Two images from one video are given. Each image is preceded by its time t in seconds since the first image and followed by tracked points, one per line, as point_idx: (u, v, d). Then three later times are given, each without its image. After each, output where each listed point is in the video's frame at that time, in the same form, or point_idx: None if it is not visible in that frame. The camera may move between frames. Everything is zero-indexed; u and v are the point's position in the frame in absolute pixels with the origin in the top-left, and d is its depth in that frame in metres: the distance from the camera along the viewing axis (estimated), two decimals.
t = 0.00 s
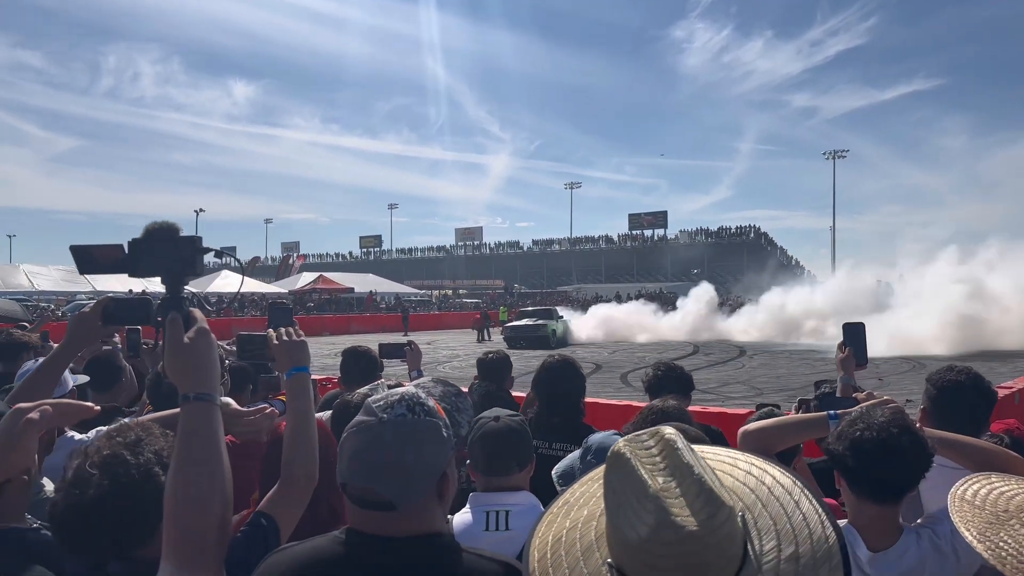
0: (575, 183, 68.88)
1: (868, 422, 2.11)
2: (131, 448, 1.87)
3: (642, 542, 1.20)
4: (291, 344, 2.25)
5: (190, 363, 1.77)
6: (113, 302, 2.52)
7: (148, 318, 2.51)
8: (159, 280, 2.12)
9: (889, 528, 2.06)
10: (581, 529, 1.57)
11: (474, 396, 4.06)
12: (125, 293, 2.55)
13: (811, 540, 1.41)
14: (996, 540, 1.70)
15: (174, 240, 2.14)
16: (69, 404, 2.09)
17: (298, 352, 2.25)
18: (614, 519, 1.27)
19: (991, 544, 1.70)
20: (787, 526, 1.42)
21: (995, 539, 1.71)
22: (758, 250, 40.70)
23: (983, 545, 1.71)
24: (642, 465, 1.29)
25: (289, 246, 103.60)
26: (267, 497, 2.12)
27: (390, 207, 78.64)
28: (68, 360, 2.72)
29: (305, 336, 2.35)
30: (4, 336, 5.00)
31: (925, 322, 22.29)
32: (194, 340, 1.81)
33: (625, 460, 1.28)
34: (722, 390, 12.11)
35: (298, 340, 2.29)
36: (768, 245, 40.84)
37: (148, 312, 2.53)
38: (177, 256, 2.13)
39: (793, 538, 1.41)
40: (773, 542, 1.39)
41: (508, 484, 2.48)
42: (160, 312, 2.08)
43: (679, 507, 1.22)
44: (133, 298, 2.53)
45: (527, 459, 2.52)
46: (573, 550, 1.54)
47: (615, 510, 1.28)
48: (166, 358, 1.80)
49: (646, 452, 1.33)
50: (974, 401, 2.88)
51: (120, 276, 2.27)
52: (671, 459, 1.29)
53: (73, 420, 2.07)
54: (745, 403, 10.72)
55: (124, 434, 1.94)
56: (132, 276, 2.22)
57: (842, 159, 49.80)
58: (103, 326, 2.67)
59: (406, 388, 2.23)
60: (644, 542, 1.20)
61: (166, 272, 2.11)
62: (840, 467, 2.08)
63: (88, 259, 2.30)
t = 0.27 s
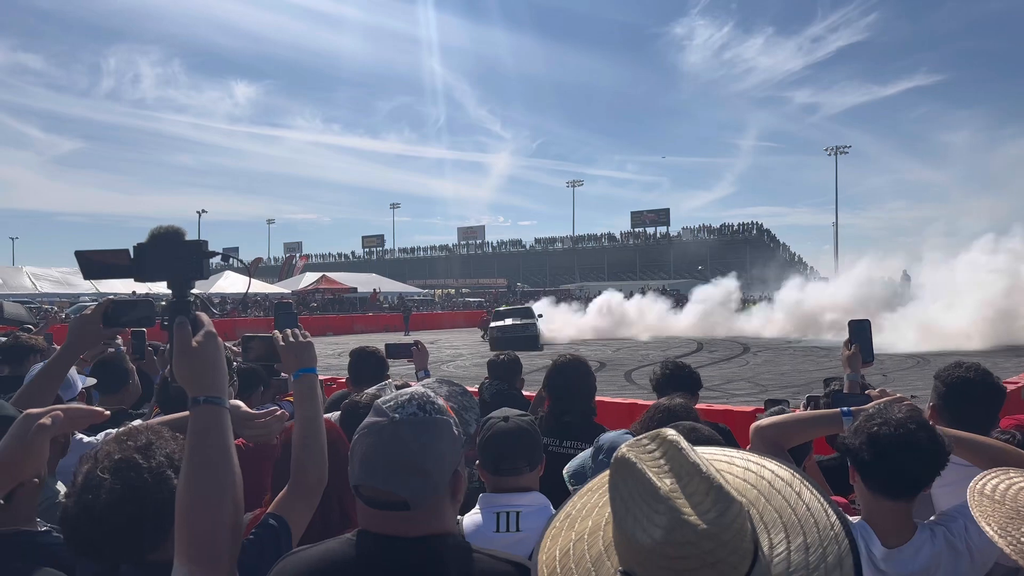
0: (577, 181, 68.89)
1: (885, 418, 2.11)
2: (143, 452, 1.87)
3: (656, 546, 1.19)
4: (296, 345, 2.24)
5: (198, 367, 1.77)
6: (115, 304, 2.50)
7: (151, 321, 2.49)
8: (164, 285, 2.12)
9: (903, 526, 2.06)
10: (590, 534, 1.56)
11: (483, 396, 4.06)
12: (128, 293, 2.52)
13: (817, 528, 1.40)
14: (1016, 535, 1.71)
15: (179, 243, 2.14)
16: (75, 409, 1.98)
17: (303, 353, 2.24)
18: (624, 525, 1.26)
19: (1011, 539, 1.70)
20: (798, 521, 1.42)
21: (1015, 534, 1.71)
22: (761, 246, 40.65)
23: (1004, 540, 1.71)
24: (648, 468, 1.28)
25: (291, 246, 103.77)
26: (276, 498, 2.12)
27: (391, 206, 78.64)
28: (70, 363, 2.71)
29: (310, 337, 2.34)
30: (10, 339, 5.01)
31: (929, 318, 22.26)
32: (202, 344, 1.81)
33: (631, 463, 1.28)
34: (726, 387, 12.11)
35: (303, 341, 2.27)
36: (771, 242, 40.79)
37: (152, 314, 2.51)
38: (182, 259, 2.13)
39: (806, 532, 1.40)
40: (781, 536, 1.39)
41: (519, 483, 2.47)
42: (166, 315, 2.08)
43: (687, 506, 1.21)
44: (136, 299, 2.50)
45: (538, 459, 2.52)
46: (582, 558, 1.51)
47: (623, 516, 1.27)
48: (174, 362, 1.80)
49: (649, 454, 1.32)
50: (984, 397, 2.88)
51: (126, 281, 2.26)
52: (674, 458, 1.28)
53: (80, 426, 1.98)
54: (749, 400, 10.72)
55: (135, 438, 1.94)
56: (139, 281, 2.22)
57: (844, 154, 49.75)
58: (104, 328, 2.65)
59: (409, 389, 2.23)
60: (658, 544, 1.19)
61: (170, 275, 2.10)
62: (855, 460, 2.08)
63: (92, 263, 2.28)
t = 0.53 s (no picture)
0: (578, 180, 68.83)
1: (899, 414, 2.12)
2: (159, 452, 1.86)
3: (674, 541, 1.18)
4: (306, 344, 2.23)
5: (210, 367, 1.76)
6: (122, 306, 2.50)
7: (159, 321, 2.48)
8: (173, 286, 2.11)
9: (917, 520, 2.06)
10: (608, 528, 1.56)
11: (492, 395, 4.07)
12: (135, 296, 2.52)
13: (832, 520, 1.41)
14: None
15: (188, 244, 2.13)
16: (89, 409, 2.03)
17: (314, 352, 2.23)
18: (641, 520, 1.25)
19: None
20: (816, 516, 1.42)
21: None
22: (763, 245, 40.60)
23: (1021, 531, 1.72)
24: (664, 462, 1.27)
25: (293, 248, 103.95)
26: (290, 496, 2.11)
27: (392, 207, 78.60)
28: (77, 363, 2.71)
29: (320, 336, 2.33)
30: (18, 342, 5.01)
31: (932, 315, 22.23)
32: (214, 344, 1.80)
33: (648, 459, 1.27)
34: (730, 386, 12.12)
35: (314, 340, 2.26)
36: (773, 240, 40.75)
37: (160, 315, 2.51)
38: (191, 260, 2.12)
39: (824, 527, 1.40)
40: (798, 529, 1.39)
41: (531, 482, 2.47)
42: (175, 317, 2.07)
43: (705, 499, 1.21)
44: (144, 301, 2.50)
45: (551, 458, 2.52)
46: (601, 554, 1.51)
47: (641, 512, 1.26)
48: (186, 363, 1.80)
49: (665, 449, 1.32)
50: (995, 393, 2.88)
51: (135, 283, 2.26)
52: (690, 453, 1.28)
53: (94, 426, 2.02)
54: (754, 398, 10.71)
55: (149, 439, 1.93)
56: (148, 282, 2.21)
57: (845, 152, 49.71)
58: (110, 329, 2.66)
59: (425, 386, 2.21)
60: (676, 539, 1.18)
61: (180, 276, 2.10)
62: (867, 456, 2.09)
63: (101, 264, 2.28)
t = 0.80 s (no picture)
0: (579, 181, 68.87)
1: (908, 414, 2.11)
2: (168, 457, 1.84)
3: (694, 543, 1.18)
4: (313, 347, 2.22)
5: (218, 372, 1.76)
6: (127, 312, 2.49)
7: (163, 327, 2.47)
8: (178, 291, 2.11)
9: (928, 520, 2.06)
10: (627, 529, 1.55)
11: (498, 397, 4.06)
12: (139, 301, 2.51)
13: (853, 526, 1.41)
14: None
15: (193, 249, 2.13)
16: (101, 419, 1.97)
17: (321, 355, 2.22)
18: (661, 521, 1.25)
19: None
20: (834, 518, 1.42)
21: None
22: (764, 244, 40.59)
23: None
24: (684, 464, 1.27)
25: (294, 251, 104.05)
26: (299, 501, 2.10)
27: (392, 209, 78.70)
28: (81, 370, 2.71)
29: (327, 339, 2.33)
30: (23, 348, 5.01)
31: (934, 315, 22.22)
32: (220, 348, 1.80)
33: (668, 460, 1.27)
34: (733, 386, 12.12)
35: (320, 344, 2.26)
36: (774, 240, 40.75)
37: (165, 321, 2.50)
38: (195, 265, 2.11)
39: (842, 530, 1.40)
40: (818, 533, 1.39)
41: (539, 484, 2.46)
42: (182, 322, 2.06)
43: (725, 502, 1.21)
44: (149, 306, 2.50)
45: (559, 460, 2.51)
46: (619, 553, 1.51)
47: (659, 512, 1.26)
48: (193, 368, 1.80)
49: (685, 452, 1.32)
50: (1003, 393, 2.87)
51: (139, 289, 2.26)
52: (711, 456, 1.28)
53: (106, 437, 1.96)
54: (757, 398, 10.70)
55: (158, 444, 1.91)
56: (153, 288, 2.21)
57: (846, 151, 49.72)
58: (114, 334, 2.65)
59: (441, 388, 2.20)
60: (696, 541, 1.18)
61: (185, 281, 2.09)
62: (875, 456, 2.09)
63: (106, 272, 2.29)
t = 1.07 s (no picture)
0: (580, 183, 68.80)
1: (909, 424, 2.10)
2: (168, 471, 1.82)
3: (704, 557, 1.17)
4: (316, 357, 2.22)
5: (217, 386, 1.75)
6: (127, 320, 2.47)
7: (165, 334, 2.45)
8: (177, 304, 2.10)
9: (933, 529, 2.05)
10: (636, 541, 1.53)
11: (501, 402, 4.05)
12: (139, 309, 2.49)
13: (866, 544, 1.39)
14: None
15: (191, 263, 2.12)
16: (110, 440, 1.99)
17: (323, 366, 2.22)
18: (672, 533, 1.24)
19: None
20: (845, 533, 1.41)
21: None
22: (766, 245, 40.59)
23: None
24: (695, 477, 1.26)
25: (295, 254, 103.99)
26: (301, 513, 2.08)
27: (393, 211, 78.70)
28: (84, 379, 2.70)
29: (329, 349, 2.32)
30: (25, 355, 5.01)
31: (936, 315, 22.18)
32: (218, 362, 1.79)
33: (680, 473, 1.26)
34: (735, 388, 12.11)
35: (323, 354, 2.25)
36: (776, 241, 40.74)
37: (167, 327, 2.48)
38: (194, 278, 2.11)
39: (855, 546, 1.38)
40: (831, 549, 1.38)
41: (540, 493, 2.44)
42: (180, 335, 2.06)
43: (739, 517, 1.19)
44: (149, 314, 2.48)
45: (561, 468, 2.50)
46: (628, 563, 1.49)
47: (671, 525, 1.25)
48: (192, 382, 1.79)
49: (698, 463, 1.31)
50: (1008, 400, 2.86)
51: (137, 299, 2.25)
52: (724, 471, 1.27)
53: (117, 458, 1.97)
54: (760, 401, 10.68)
55: (157, 458, 1.90)
56: (151, 301, 2.20)
57: (847, 152, 49.65)
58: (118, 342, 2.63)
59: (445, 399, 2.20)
60: (706, 556, 1.17)
61: (184, 294, 2.09)
62: (876, 464, 2.08)
63: (104, 283, 2.29)
